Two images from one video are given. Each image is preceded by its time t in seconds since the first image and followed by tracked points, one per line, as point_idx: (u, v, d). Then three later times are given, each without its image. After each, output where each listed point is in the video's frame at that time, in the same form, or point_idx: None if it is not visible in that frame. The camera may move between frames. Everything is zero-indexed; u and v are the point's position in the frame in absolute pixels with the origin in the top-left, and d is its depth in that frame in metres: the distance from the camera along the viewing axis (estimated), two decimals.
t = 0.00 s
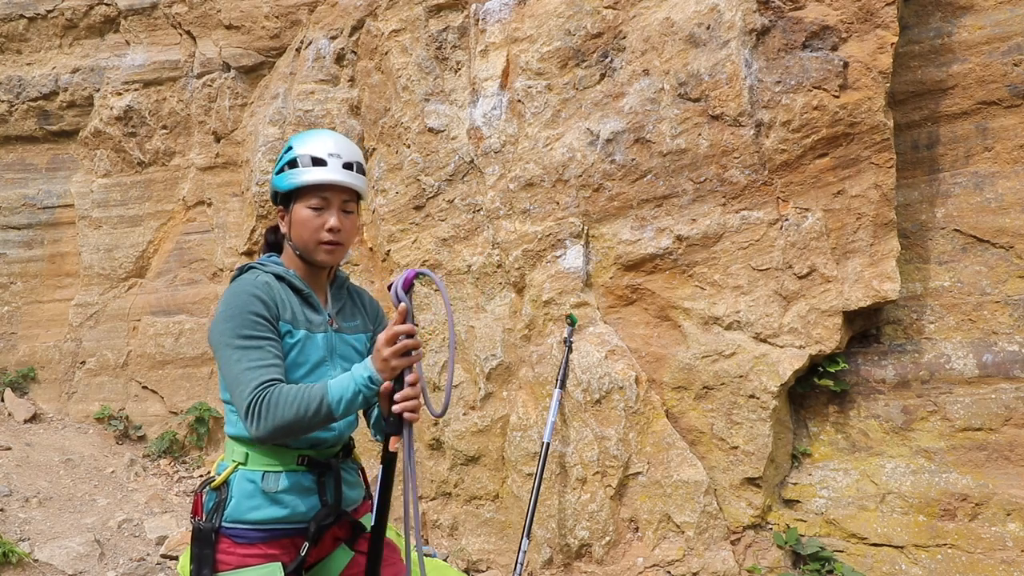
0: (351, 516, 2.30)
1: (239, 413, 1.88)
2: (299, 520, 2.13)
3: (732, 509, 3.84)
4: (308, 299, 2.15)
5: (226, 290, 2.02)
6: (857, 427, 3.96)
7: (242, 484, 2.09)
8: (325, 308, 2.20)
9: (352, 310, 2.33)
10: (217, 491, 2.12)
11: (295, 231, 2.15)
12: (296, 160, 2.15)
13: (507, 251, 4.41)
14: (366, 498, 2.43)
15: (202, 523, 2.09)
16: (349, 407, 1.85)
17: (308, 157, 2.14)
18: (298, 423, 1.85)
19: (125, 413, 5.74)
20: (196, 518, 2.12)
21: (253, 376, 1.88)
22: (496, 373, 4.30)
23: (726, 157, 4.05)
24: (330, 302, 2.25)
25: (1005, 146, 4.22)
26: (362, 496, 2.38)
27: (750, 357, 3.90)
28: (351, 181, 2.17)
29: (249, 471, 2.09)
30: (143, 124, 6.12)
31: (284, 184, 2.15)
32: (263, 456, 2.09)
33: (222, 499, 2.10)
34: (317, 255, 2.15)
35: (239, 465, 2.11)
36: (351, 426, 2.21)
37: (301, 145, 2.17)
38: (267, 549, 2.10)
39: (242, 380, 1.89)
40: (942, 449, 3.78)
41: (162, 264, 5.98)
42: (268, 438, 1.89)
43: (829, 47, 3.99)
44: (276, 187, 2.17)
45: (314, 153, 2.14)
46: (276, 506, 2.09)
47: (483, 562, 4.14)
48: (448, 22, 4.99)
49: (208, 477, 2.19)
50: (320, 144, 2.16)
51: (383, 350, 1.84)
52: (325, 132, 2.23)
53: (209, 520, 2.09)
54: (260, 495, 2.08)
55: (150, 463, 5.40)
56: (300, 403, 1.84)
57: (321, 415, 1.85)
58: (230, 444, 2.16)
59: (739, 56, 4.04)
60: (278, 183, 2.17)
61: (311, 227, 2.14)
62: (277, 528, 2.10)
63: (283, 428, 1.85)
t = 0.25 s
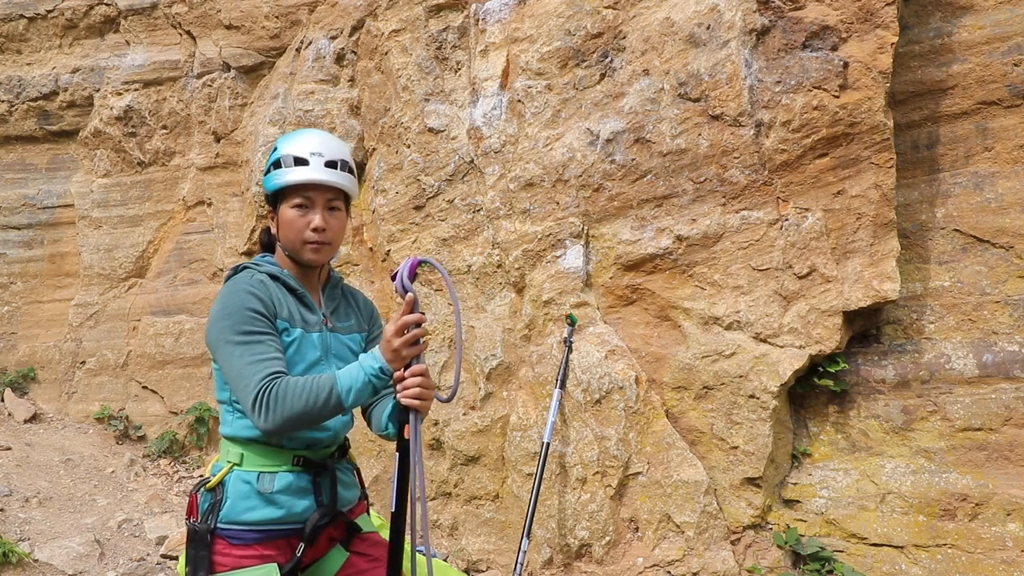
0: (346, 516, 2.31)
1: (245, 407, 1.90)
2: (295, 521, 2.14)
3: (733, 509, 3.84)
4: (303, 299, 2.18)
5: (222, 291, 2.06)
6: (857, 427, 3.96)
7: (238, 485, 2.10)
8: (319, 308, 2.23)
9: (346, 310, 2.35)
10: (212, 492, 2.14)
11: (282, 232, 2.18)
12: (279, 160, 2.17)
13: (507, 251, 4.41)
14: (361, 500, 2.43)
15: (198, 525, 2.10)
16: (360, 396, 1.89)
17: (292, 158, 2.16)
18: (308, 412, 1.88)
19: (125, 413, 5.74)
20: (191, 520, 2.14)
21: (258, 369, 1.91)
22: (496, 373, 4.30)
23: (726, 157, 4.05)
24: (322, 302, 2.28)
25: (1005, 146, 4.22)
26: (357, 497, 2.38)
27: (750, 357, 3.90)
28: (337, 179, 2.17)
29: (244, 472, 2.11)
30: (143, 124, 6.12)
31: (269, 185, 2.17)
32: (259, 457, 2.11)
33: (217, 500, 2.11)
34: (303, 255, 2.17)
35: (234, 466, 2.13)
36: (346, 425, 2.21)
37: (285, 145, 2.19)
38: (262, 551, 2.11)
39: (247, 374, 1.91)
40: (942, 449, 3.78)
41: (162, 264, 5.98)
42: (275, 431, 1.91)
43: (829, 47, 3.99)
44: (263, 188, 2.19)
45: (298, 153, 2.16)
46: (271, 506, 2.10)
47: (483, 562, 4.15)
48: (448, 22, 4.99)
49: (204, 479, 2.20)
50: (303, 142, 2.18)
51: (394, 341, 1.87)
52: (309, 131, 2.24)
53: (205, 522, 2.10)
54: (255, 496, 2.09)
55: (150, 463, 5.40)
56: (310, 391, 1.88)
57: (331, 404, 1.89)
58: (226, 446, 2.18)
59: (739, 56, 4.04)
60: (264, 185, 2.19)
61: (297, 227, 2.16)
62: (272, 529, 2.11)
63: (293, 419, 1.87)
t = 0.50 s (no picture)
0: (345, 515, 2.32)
1: (249, 401, 1.90)
2: (296, 521, 2.15)
3: (732, 509, 3.85)
4: (297, 299, 2.19)
5: (217, 292, 2.07)
6: (857, 427, 3.96)
7: (238, 486, 2.10)
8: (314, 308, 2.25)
9: (339, 306, 2.38)
10: (211, 494, 2.13)
11: (290, 235, 2.17)
12: (290, 163, 2.14)
13: (507, 251, 4.41)
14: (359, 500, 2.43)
15: (198, 527, 2.10)
16: (369, 386, 1.90)
17: (305, 163, 2.14)
18: (315, 402, 1.89)
19: (125, 413, 5.74)
20: (190, 523, 2.13)
21: (260, 361, 1.92)
22: (496, 373, 4.30)
23: (726, 157, 4.05)
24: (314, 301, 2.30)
25: (1005, 146, 4.22)
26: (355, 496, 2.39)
27: (750, 357, 3.90)
28: (348, 187, 2.19)
29: (245, 473, 2.11)
30: (143, 124, 6.12)
31: (279, 189, 2.14)
32: (259, 457, 2.11)
33: (216, 502, 2.11)
34: (313, 259, 2.18)
35: (233, 467, 2.12)
36: (344, 423, 2.24)
37: (295, 148, 2.16)
38: (264, 551, 2.12)
39: (248, 368, 1.92)
40: (942, 449, 3.78)
41: (162, 264, 5.98)
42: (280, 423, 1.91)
43: (829, 47, 3.99)
44: (270, 190, 2.15)
45: (312, 159, 2.15)
46: (272, 507, 2.10)
47: (483, 562, 4.15)
48: (448, 22, 4.98)
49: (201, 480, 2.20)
50: (315, 147, 2.17)
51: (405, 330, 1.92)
52: (314, 132, 2.23)
53: (205, 524, 2.10)
54: (256, 497, 2.10)
55: (151, 463, 5.40)
56: (316, 381, 1.89)
57: (340, 394, 1.90)
58: (223, 447, 2.17)
59: (739, 56, 4.04)
60: (272, 186, 2.16)
61: (308, 232, 2.16)
62: (273, 529, 2.12)
63: (302, 409, 1.88)
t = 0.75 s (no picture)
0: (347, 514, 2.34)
1: (251, 400, 1.90)
2: (302, 521, 2.16)
3: (732, 509, 3.85)
4: (295, 297, 2.19)
5: (216, 293, 2.07)
6: (857, 427, 3.96)
7: (245, 487, 2.10)
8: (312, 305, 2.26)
9: (336, 302, 2.40)
10: (217, 496, 2.12)
11: (302, 234, 2.19)
12: (303, 163, 2.17)
13: (507, 251, 4.41)
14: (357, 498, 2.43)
15: (205, 529, 2.10)
16: (369, 381, 1.90)
17: (319, 163, 2.18)
18: (317, 399, 1.88)
19: (125, 413, 5.74)
20: (196, 525, 2.13)
21: (261, 360, 1.92)
22: (496, 373, 4.30)
23: (726, 157, 4.05)
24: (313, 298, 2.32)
25: (1005, 146, 4.22)
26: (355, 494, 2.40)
27: (750, 357, 3.90)
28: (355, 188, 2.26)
29: (252, 474, 2.11)
30: (143, 124, 6.12)
31: (294, 189, 2.16)
32: (266, 458, 2.11)
33: (224, 504, 2.10)
34: (324, 258, 2.22)
35: (240, 468, 2.11)
36: (347, 421, 2.24)
37: (306, 148, 2.18)
38: (272, 551, 2.13)
39: (249, 367, 1.92)
40: (942, 449, 3.78)
41: (162, 264, 5.98)
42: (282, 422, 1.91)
43: (829, 47, 3.99)
44: (283, 189, 2.16)
45: (326, 159, 2.19)
46: (281, 508, 2.12)
47: (483, 562, 4.15)
48: (448, 22, 4.98)
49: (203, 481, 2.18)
50: (324, 147, 2.21)
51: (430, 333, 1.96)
52: (315, 131, 2.25)
53: (213, 526, 2.10)
54: (264, 498, 2.10)
55: (151, 464, 5.41)
56: (317, 378, 1.89)
57: (340, 390, 1.89)
58: (226, 447, 2.16)
59: (739, 56, 4.04)
60: (284, 185, 2.16)
61: (320, 231, 2.20)
62: (281, 530, 2.14)
63: (303, 408, 1.87)
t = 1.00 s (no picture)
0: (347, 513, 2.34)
1: (261, 428, 1.96)
2: (312, 520, 2.20)
3: (732, 509, 3.85)
4: (296, 299, 2.22)
5: (225, 302, 2.07)
6: (857, 427, 3.96)
7: (258, 490, 2.11)
8: (310, 305, 2.29)
9: (332, 298, 2.43)
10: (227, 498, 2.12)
11: (301, 233, 2.22)
12: (301, 163, 2.18)
13: (507, 251, 4.41)
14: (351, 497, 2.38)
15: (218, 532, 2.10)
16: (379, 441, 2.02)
17: (318, 161, 2.21)
18: (329, 442, 1.98)
19: (125, 413, 5.74)
20: (206, 528, 2.13)
21: (274, 390, 1.96)
22: (496, 373, 4.30)
23: (726, 157, 4.05)
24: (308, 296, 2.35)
25: (1005, 146, 4.22)
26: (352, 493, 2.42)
27: (750, 357, 3.90)
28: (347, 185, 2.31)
29: (264, 477, 2.12)
30: (143, 124, 6.12)
31: (294, 189, 2.17)
32: (277, 461, 2.12)
33: (236, 507, 2.11)
34: (322, 256, 2.27)
35: (251, 471, 2.12)
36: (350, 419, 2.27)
37: (303, 146, 2.20)
38: (283, 552, 2.16)
39: (260, 395, 1.96)
40: (942, 449, 3.78)
41: (162, 264, 5.97)
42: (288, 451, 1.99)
43: (829, 47, 3.99)
44: (283, 189, 2.17)
45: (324, 158, 2.22)
46: (293, 509, 2.15)
47: (483, 562, 4.16)
48: (448, 22, 4.98)
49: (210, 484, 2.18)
50: (320, 146, 2.24)
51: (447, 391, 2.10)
52: (307, 129, 2.27)
53: (226, 529, 2.11)
54: (278, 500, 2.12)
55: (151, 463, 5.41)
56: (332, 424, 1.98)
57: (350, 440, 2.00)
58: (234, 450, 2.16)
59: (739, 56, 4.04)
60: (283, 185, 2.17)
61: (319, 230, 2.24)
62: (293, 530, 2.17)
63: (312, 445, 1.97)
